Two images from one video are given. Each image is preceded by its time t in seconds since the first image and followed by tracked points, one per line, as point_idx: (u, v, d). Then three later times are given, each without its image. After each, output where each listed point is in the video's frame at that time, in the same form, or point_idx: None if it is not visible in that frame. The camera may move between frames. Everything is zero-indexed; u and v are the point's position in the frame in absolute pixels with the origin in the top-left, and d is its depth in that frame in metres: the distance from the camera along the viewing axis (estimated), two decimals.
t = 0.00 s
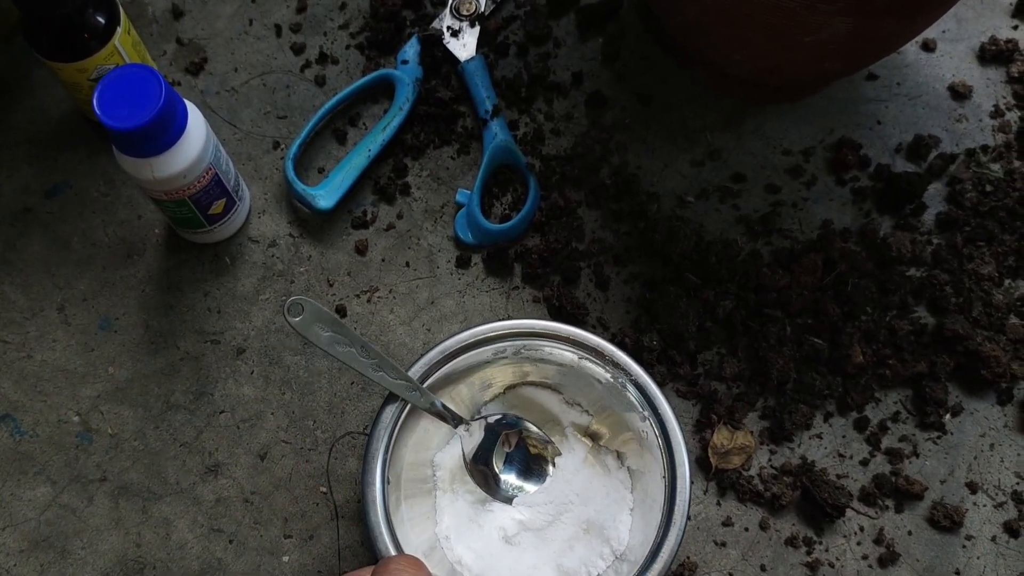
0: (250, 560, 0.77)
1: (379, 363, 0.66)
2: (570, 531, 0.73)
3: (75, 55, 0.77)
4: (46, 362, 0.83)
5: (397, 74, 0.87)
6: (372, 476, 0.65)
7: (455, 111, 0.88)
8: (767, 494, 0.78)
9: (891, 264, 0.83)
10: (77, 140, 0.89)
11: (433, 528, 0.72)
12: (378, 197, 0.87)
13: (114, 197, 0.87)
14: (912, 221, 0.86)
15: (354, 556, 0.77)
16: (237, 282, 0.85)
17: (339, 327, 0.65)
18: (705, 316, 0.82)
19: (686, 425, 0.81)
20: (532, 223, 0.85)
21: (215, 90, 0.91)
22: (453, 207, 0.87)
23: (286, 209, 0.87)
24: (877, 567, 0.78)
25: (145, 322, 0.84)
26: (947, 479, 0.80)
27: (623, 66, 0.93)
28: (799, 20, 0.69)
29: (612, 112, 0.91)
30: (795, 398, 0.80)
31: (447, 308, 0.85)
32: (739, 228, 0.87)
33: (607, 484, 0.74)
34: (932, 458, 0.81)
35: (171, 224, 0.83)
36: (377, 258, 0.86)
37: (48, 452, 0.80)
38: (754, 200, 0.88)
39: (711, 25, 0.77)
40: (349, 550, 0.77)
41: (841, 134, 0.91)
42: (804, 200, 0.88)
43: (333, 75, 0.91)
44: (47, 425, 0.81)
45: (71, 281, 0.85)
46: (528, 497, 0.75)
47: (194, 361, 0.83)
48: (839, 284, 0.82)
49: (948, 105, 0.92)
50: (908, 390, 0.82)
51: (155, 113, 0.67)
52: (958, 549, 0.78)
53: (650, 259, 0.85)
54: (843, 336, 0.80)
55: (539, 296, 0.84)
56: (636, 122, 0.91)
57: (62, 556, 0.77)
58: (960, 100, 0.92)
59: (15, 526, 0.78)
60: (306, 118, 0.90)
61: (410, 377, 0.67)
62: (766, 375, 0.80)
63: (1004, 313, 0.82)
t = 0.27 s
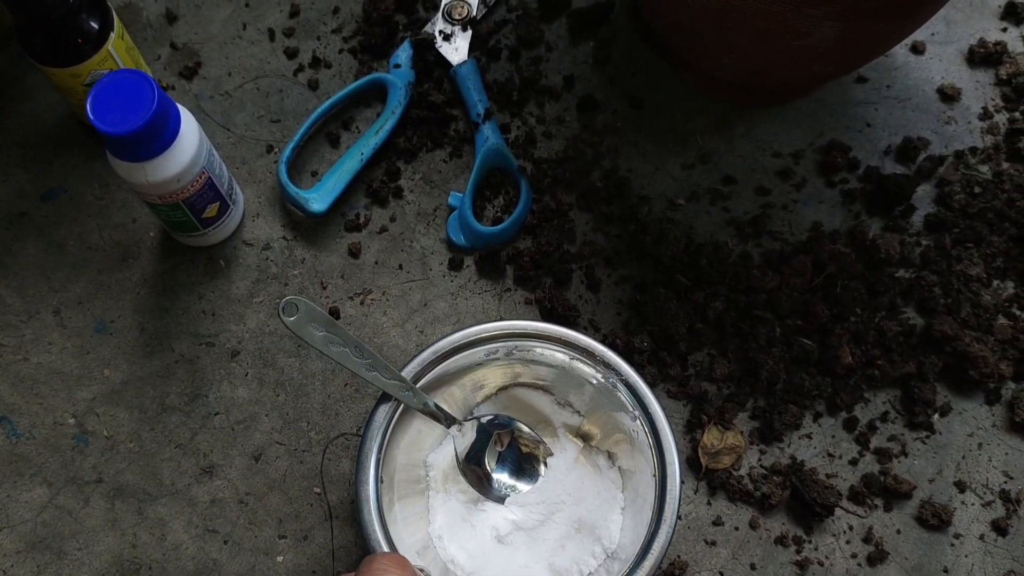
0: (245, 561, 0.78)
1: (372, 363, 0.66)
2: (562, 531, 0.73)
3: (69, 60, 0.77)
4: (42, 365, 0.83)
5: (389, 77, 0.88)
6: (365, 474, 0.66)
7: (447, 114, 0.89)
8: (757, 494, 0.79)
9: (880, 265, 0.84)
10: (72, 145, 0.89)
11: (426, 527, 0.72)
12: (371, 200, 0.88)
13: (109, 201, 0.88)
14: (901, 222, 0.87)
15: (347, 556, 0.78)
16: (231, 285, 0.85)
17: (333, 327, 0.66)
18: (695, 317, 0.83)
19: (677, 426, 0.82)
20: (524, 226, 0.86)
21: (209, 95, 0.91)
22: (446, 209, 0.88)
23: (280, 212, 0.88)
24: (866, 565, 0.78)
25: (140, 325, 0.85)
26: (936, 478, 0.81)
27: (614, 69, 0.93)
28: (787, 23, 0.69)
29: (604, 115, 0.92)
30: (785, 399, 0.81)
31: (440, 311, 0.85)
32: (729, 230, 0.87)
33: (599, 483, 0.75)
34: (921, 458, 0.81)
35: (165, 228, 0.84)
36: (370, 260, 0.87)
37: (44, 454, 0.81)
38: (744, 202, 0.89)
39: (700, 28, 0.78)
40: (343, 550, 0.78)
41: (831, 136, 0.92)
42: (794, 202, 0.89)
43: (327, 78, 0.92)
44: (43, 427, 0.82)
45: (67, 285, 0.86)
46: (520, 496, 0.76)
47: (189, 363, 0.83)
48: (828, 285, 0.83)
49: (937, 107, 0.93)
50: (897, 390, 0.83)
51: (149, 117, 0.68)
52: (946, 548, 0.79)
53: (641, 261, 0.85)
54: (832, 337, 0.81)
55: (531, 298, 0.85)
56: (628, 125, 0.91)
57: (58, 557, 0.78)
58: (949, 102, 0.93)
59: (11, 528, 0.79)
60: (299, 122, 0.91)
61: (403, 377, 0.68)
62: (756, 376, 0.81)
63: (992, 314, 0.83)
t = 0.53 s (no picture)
0: (248, 557, 0.78)
1: (375, 361, 0.67)
2: (563, 526, 0.74)
3: (72, 60, 0.78)
4: (46, 363, 0.84)
5: (390, 77, 0.88)
6: (368, 469, 0.67)
7: (448, 113, 0.90)
8: (757, 489, 0.79)
9: (878, 262, 0.85)
10: (75, 144, 0.90)
11: (429, 523, 0.73)
12: (373, 199, 0.89)
13: (113, 200, 0.89)
14: (900, 220, 0.88)
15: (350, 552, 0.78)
16: (234, 283, 0.86)
17: (335, 325, 0.67)
18: (695, 314, 0.83)
19: (677, 422, 0.82)
20: (525, 224, 0.86)
21: (211, 94, 0.92)
22: (447, 208, 0.89)
23: (282, 211, 0.88)
24: (865, 560, 0.79)
25: (144, 323, 0.85)
26: (934, 473, 0.81)
27: (614, 68, 0.94)
28: (785, 22, 0.70)
29: (604, 114, 0.92)
30: (784, 395, 0.82)
31: (442, 308, 0.86)
32: (729, 227, 0.88)
33: (600, 479, 0.75)
34: (919, 453, 0.82)
35: (169, 227, 0.84)
36: (372, 258, 0.87)
37: (49, 451, 0.82)
38: (743, 200, 0.89)
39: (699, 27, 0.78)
40: (346, 546, 0.78)
41: (829, 134, 0.92)
42: (792, 200, 0.89)
43: (328, 78, 0.92)
44: (48, 424, 0.82)
45: (71, 283, 0.86)
46: (521, 492, 0.76)
47: (193, 361, 0.84)
48: (827, 282, 0.83)
49: (935, 106, 0.94)
50: (895, 386, 0.83)
51: (152, 117, 0.68)
52: (944, 542, 0.79)
53: (641, 258, 0.86)
54: (831, 334, 0.81)
55: (532, 295, 0.86)
56: (627, 123, 0.92)
57: (63, 553, 0.79)
58: (946, 100, 0.94)
59: (16, 524, 0.80)
60: (301, 121, 0.91)
61: (405, 373, 0.68)
62: (755, 372, 0.82)
63: (990, 310, 0.84)
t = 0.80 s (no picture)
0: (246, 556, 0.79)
1: (372, 362, 0.67)
2: (559, 526, 0.74)
3: (70, 63, 0.78)
4: (45, 364, 0.84)
5: (387, 79, 0.89)
6: (364, 470, 0.67)
7: (444, 115, 0.90)
8: (751, 489, 0.80)
9: (872, 263, 0.85)
10: (74, 147, 0.91)
11: (425, 522, 0.73)
12: (369, 201, 0.89)
13: (111, 202, 0.89)
14: (894, 220, 0.88)
15: (347, 552, 0.79)
16: (232, 285, 0.87)
17: (332, 326, 0.67)
18: (690, 314, 0.84)
19: (672, 422, 0.83)
20: (521, 225, 0.87)
21: (209, 97, 0.93)
22: (443, 209, 0.89)
23: (279, 213, 0.89)
24: (859, 558, 0.79)
25: (142, 324, 0.86)
26: (928, 473, 0.82)
27: (609, 70, 0.95)
28: (778, 24, 0.70)
29: (599, 116, 0.93)
30: (778, 395, 0.82)
31: (438, 309, 0.86)
32: (723, 228, 0.88)
33: (595, 478, 0.76)
34: (913, 452, 0.82)
35: (167, 229, 0.85)
36: (369, 260, 0.88)
37: (48, 452, 0.82)
38: (738, 201, 0.90)
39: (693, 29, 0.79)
40: (343, 546, 0.79)
41: (823, 135, 0.93)
42: (787, 200, 0.90)
43: (325, 81, 0.93)
44: (47, 425, 0.83)
45: (70, 285, 0.87)
46: (517, 492, 0.77)
47: (191, 362, 0.84)
48: (821, 282, 0.84)
49: (929, 107, 0.94)
50: (889, 386, 0.84)
51: (151, 120, 0.69)
52: (938, 541, 0.80)
53: (636, 259, 0.86)
54: (825, 334, 0.82)
55: (528, 296, 0.86)
56: (623, 125, 0.93)
57: (62, 553, 0.79)
58: (940, 101, 0.94)
59: (15, 524, 0.80)
60: (298, 123, 0.92)
61: (402, 374, 0.69)
62: (750, 372, 0.82)
63: (983, 310, 0.84)
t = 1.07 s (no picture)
0: (250, 553, 0.79)
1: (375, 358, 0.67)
2: (563, 522, 0.74)
3: (73, 60, 0.78)
4: (49, 361, 0.84)
5: (389, 76, 0.89)
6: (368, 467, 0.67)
7: (447, 112, 0.90)
8: (755, 485, 0.80)
9: (875, 259, 0.85)
10: (77, 144, 0.91)
11: (429, 519, 0.73)
12: (372, 198, 0.89)
13: (114, 199, 0.89)
14: (896, 217, 0.88)
15: (351, 548, 0.79)
16: (235, 281, 0.87)
17: (336, 322, 0.67)
18: (693, 311, 0.84)
19: (675, 418, 0.83)
20: (524, 222, 0.87)
21: (211, 94, 0.93)
22: (446, 206, 0.89)
23: (282, 210, 0.89)
24: (862, 554, 0.79)
25: (145, 321, 0.86)
26: (931, 469, 0.82)
27: (612, 67, 0.95)
28: (781, 20, 0.70)
29: (602, 113, 0.93)
30: (782, 391, 0.82)
31: (441, 306, 0.86)
32: (726, 225, 0.88)
33: (598, 474, 0.76)
34: (916, 448, 0.82)
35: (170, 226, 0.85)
36: (372, 257, 0.88)
37: (52, 449, 0.82)
38: (740, 197, 0.90)
39: (695, 26, 0.79)
40: (347, 542, 0.79)
41: (826, 132, 0.93)
42: (790, 197, 0.90)
43: (328, 78, 0.93)
44: (51, 422, 0.83)
45: (73, 282, 0.87)
46: (520, 488, 0.77)
47: (194, 359, 0.84)
48: (824, 279, 0.84)
49: (931, 104, 0.94)
50: (892, 382, 0.84)
51: (154, 116, 0.69)
52: (941, 537, 0.80)
53: (639, 256, 0.86)
54: (828, 330, 0.82)
55: (531, 293, 0.86)
56: (625, 122, 0.93)
57: (66, 550, 0.79)
58: (942, 98, 0.94)
59: (19, 521, 0.80)
60: (301, 121, 0.92)
61: (405, 370, 0.69)
62: (753, 369, 0.82)
63: (986, 307, 0.84)
